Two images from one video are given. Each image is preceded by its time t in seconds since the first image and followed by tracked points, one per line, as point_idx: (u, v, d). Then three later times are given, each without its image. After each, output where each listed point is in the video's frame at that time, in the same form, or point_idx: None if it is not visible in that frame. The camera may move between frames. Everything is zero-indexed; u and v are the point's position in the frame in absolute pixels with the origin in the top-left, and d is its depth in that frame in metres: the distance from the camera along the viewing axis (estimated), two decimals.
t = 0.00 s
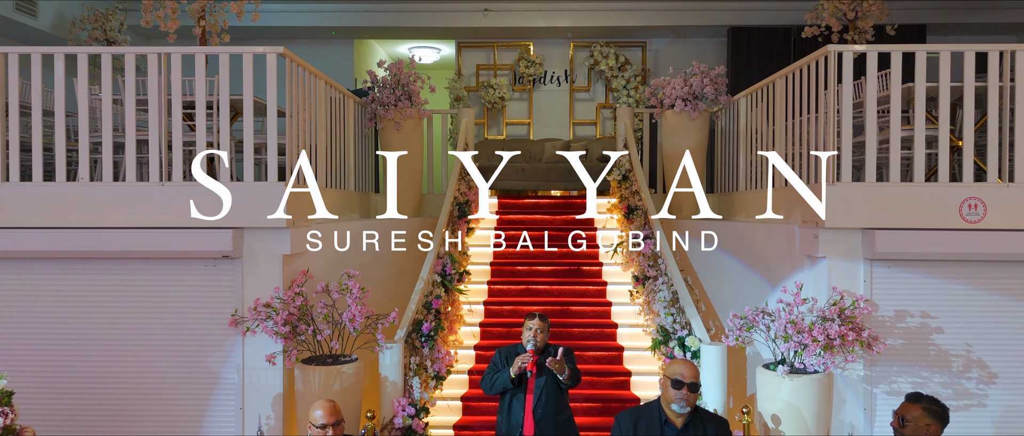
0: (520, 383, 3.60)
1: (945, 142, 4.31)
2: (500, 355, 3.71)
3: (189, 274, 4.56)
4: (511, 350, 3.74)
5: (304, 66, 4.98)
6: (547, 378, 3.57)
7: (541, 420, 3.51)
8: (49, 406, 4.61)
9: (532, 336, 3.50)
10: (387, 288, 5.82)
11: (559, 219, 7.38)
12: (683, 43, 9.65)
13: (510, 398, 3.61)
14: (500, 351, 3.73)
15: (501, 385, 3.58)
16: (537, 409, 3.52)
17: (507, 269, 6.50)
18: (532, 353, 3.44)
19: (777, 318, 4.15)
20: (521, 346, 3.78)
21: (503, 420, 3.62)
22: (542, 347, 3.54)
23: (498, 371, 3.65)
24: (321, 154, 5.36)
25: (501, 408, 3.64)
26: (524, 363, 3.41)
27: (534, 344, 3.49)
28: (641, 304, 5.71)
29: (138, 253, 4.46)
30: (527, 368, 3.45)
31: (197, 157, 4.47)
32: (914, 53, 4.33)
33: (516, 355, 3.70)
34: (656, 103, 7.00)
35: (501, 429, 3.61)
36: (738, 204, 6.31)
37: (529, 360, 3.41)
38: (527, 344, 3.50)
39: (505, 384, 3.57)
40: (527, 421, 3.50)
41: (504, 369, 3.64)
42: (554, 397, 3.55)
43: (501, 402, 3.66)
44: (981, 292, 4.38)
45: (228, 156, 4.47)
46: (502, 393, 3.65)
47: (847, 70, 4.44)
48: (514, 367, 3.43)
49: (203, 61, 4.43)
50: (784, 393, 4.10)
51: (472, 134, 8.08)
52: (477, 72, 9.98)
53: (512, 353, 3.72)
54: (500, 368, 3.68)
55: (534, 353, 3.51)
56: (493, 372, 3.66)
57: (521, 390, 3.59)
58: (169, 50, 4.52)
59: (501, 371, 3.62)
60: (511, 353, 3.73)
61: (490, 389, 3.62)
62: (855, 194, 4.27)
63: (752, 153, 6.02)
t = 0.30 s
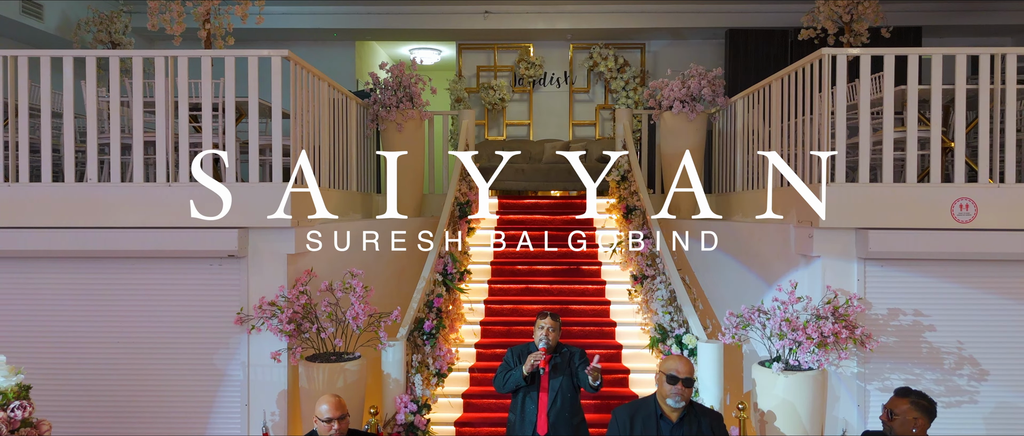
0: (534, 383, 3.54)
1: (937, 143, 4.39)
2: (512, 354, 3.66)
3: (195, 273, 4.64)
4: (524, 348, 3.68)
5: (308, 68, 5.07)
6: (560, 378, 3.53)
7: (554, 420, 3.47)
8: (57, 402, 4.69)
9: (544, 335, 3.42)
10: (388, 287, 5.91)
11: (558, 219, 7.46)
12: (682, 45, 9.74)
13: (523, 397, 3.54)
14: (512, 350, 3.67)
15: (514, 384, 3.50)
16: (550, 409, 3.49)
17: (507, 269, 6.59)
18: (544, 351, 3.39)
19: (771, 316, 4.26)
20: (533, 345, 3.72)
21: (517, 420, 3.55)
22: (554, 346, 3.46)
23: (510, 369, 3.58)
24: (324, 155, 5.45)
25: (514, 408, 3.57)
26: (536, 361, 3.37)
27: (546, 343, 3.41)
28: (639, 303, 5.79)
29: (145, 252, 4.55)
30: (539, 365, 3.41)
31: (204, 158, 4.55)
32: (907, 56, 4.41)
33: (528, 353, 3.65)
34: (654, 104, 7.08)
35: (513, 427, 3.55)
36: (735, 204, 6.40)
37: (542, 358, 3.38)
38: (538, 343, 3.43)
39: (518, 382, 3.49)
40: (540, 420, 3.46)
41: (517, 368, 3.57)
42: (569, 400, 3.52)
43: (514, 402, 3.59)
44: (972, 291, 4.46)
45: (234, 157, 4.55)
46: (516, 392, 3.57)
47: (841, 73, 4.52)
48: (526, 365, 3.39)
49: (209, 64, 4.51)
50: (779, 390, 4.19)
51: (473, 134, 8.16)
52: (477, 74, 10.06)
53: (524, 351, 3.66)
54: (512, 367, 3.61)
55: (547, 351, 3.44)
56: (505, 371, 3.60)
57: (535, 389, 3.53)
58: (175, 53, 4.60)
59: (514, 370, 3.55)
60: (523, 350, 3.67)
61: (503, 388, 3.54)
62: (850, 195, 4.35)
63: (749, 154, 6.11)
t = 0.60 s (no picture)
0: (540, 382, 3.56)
1: (929, 145, 4.49)
2: (517, 354, 3.66)
3: (201, 272, 4.73)
4: (529, 348, 3.69)
5: (312, 71, 5.16)
6: (564, 378, 3.55)
7: (561, 420, 3.49)
8: (65, 399, 4.78)
9: (549, 335, 3.44)
10: (391, 286, 6.00)
11: (558, 219, 7.55)
12: (680, 46, 9.83)
13: (529, 396, 3.57)
14: (517, 350, 3.68)
15: (521, 383, 3.52)
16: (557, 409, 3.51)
17: (507, 268, 6.69)
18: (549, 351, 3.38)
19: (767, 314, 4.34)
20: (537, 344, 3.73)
21: (524, 420, 3.57)
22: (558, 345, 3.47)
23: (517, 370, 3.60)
24: (327, 156, 5.53)
25: (521, 408, 3.59)
26: (542, 361, 3.37)
27: (551, 343, 3.43)
28: (638, 302, 5.88)
29: (153, 251, 4.64)
30: (545, 365, 3.41)
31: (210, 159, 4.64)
32: (900, 60, 4.50)
33: (533, 353, 3.65)
34: (653, 106, 7.17)
35: (520, 426, 3.57)
36: (732, 204, 6.49)
37: (547, 358, 3.37)
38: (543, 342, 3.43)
39: (525, 382, 3.52)
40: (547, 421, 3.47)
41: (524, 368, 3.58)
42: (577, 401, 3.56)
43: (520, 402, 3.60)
44: (963, 289, 4.55)
45: (240, 158, 4.64)
46: (522, 392, 3.59)
47: (835, 76, 4.62)
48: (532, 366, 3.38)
49: (215, 67, 4.60)
50: (773, 386, 4.28)
51: (473, 135, 8.25)
52: (478, 75, 10.15)
53: (529, 351, 3.67)
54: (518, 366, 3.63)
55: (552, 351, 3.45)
56: (512, 371, 3.61)
57: (541, 389, 3.56)
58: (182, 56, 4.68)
59: (520, 370, 3.57)
60: (529, 350, 3.67)
61: (510, 387, 3.56)
62: (843, 195, 4.45)
63: (746, 155, 6.20)
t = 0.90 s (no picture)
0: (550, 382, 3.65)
1: (920, 146, 4.58)
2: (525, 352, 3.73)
3: (208, 271, 4.83)
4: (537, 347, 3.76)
5: (316, 74, 5.26)
6: (575, 380, 3.59)
7: (571, 421, 3.54)
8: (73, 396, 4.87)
9: (559, 336, 3.55)
10: (393, 285, 6.10)
11: (557, 219, 7.65)
12: (679, 48, 9.93)
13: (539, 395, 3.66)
14: (525, 348, 3.73)
15: (532, 383, 3.59)
16: (567, 410, 3.57)
17: (507, 267, 6.79)
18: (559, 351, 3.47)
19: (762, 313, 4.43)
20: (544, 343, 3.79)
21: (532, 418, 3.66)
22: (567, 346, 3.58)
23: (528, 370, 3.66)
24: (330, 157, 5.62)
25: (529, 407, 3.68)
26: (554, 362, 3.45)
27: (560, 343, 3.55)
28: (637, 300, 5.98)
29: (161, 251, 4.73)
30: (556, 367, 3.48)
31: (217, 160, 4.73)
32: (892, 64, 4.60)
33: (541, 353, 3.73)
34: (651, 108, 7.27)
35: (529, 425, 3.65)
36: (730, 205, 6.58)
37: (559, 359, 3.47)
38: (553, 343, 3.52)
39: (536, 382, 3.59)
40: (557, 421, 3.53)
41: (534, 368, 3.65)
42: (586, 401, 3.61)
43: (528, 401, 3.69)
44: (954, 288, 4.64)
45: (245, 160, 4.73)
46: (531, 391, 3.67)
47: (828, 80, 4.71)
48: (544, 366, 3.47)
49: (222, 70, 4.70)
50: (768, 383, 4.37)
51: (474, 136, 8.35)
52: (479, 77, 10.24)
53: (536, 350, 3.74)
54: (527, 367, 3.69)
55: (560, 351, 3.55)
56: (521, 371, 3.68)
57: (550, 389, 3.64)
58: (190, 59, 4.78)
59: (531, 369, 3.64)
60: (536, 349, 3.74)
61: (520, 387, 3.63)
62: (837, 196, 4.54)
63: (743, 157, 6.30)
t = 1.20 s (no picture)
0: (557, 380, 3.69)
1: (912, 148, 4.68)
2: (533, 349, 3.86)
3: (215, 270, 4.93)
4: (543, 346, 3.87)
5: (320, 78, 5.36)
6: (579, 378, 3.67)
7: (574, 417, 3.63)
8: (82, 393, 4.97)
9: (565, 336, 3.61)
10: (396, 284, 6.20)
11: (557, 219, 7.76)
12: (678, 50, 10.02)
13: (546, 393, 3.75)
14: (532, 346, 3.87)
15: (543, 381, 3.68)
16: (570, 407, 3.67)
17: (508, 267, 6.91)
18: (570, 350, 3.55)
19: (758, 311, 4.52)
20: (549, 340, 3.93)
21: (538, 415, 3.74)
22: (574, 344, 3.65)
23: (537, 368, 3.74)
24: (334, 159, 5.72)
25: (535, 403, 3.76)
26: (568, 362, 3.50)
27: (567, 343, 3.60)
28: (635, 299, 6.08)
29: (168, 250, 4.83)
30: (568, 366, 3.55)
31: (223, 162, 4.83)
32: (885, 67, 4.70)
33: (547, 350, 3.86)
34: (650, 109, 7.37)
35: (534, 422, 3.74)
36: (727, 205, 6.67)
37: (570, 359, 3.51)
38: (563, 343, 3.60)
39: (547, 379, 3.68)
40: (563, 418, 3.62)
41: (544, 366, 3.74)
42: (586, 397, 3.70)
43: (534, 398, 3.76)
44: (946, 287, 4.74)
45: (252, 161, 4.82)
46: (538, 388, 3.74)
47: (822, 83, 4.82)
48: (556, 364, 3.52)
49: (229, 74, 4.80)
50: (763, 379, 4.47)
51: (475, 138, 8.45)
52: (480, 78, 10.34)
53: (542, 346, 3.87)
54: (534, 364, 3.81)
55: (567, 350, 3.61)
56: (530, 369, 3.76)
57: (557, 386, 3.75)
58: (198, 63, 4.88)
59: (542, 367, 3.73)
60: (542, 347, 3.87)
61: (530, 384, 3.71)
62: (831, 197, 4.64)
63: (740, 159, 6.40)
